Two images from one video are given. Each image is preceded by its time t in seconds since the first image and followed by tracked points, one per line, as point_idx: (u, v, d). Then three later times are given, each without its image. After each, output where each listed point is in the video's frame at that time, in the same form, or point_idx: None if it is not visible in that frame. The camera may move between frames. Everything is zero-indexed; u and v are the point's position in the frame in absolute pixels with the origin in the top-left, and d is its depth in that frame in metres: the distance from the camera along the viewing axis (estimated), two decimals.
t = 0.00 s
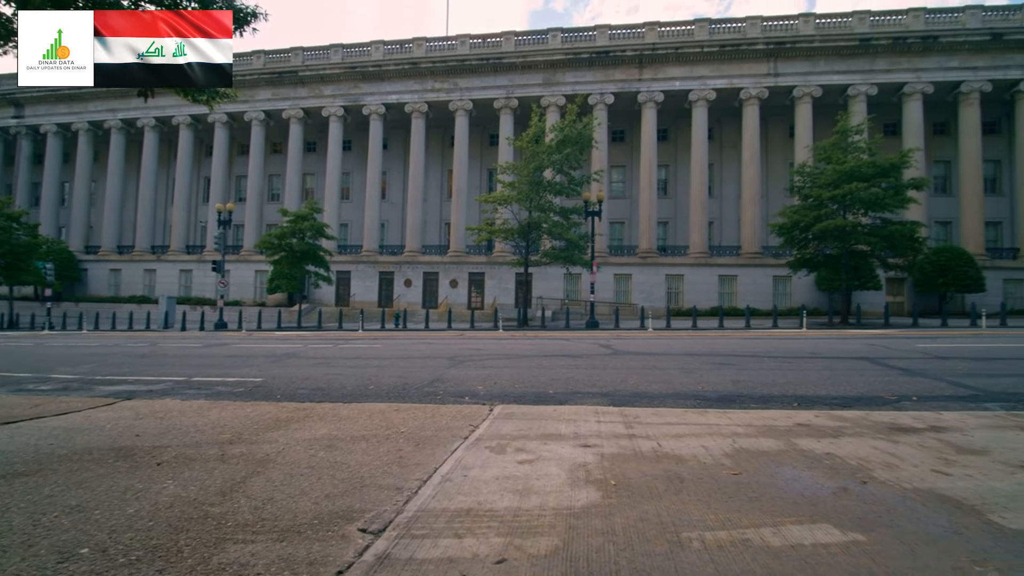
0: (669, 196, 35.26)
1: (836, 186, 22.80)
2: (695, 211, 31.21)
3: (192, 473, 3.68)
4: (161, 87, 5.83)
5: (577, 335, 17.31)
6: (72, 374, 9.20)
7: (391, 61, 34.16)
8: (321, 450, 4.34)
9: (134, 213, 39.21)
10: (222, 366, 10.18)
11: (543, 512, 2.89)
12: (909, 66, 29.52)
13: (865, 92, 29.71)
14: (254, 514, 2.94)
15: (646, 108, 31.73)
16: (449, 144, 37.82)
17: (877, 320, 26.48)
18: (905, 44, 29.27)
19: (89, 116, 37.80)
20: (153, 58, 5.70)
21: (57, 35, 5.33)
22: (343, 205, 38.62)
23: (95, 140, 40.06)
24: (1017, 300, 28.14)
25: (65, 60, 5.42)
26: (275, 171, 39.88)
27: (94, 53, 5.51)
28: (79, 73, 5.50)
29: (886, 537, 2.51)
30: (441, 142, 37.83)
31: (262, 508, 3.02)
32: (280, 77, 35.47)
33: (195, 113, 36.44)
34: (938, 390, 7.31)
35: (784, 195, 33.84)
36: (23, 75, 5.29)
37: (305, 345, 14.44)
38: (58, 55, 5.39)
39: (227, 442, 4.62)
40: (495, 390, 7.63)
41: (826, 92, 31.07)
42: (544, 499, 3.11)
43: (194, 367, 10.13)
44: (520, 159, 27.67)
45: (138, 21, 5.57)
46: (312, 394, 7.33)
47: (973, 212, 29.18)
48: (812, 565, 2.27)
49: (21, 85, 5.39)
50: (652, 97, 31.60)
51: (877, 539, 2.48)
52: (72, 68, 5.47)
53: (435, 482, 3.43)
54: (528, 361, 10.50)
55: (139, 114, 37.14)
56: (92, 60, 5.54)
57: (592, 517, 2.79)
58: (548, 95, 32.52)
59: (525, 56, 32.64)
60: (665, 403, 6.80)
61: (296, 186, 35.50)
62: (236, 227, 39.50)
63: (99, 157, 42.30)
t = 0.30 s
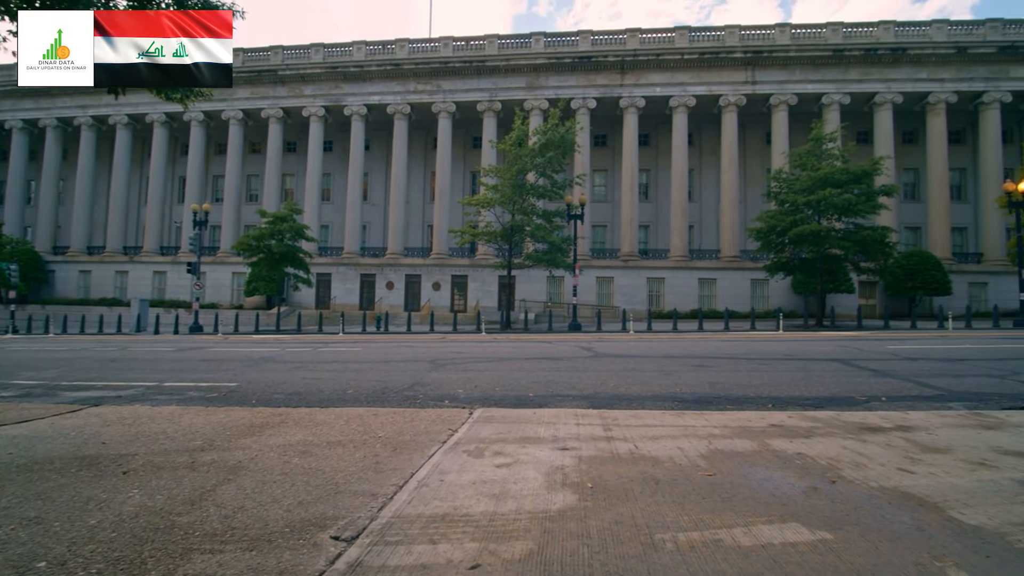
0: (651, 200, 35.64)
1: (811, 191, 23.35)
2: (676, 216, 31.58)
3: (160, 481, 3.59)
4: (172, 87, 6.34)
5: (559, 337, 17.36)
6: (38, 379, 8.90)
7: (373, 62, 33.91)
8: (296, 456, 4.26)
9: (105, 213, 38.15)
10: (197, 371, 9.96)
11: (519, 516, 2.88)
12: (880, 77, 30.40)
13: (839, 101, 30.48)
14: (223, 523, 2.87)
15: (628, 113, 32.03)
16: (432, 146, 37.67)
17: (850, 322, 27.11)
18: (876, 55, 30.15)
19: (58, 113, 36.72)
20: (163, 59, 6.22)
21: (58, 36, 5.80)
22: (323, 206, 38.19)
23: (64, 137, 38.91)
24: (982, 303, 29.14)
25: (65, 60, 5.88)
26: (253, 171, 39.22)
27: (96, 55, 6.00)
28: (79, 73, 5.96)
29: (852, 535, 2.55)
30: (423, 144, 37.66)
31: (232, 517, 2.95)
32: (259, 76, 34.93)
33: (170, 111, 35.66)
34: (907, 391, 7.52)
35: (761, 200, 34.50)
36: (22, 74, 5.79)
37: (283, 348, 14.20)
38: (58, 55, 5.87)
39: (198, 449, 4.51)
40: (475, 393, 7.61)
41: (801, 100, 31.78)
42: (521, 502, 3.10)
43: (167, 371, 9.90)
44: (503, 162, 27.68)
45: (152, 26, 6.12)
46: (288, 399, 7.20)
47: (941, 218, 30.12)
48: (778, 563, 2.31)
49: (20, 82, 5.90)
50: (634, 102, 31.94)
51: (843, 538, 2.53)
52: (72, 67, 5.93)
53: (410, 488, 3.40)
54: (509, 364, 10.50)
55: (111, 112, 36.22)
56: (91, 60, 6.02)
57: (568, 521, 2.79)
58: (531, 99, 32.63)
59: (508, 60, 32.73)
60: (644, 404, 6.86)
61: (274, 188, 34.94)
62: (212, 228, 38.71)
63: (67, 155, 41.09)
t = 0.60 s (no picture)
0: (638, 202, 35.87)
1: (794, 194, 23.70)
2: (663, 218, 31.79)
3: (138, 488, 3.52)
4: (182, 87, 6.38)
5: (546, 339, 17.37)
6: (14, 384, 8.67)
7: (360, 63, 33.72)
8: (278, 461, 4.20)
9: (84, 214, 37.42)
10: (179, 375, 9.79)
11: (503, 519, 2.87)
12: (861, 82, 30.97)
13: (821, 105, 30.96)
14: (201, 530, 2.81)
15: (615, 115, 32.22)
16: (420, 148, 37.55)
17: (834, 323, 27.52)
18: (857, 61, 30.71)
19: (35, 111, 35.97)
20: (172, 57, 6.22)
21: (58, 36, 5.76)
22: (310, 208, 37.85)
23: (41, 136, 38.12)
24: (959, 304, 29.81)
25: (65, 60, 5.84)
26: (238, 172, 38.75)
27: (97, 56, 5.99)
28: (79, 73, 5.91)
29: (831, 533, 2.58)
30: (411, 146, 37.51)
31: (211, 524, 2.90)
32: (244, 76, 34.54)
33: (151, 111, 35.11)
34: (887, 390, 7.64)
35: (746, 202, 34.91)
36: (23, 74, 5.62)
37: (267, 351, 14.00)
38: (58, 55, 5.82)
39: (178, 455, 4.43)
40: (463, 395, 7.58)
41: (785, 104, 32.22)
42: (505, 505, 3.09)
43: (148, 376, 9.72)
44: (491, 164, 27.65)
45: (157, 25, 6.11)
46: (272, 403, 7.11)
47: (919, 221, 30.74)
48: (759, 563, 2.32)
49: (20, 83, 5.74)
50: (621, 105, 32.15)
51: (822, 536, 2.55)
52: (72, 67, 5.89)
53: (394, 492, 3.36)
54: (496, 366, 10.48)
55: (91, 111, 35.56)
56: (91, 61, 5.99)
57: (552, 523, 2.78)
58: (519, 101, 32.68)
59: (496, 62, 32.77)
60: (630, 406, 6.88)
61: (259, 189, 34.53)
62: (195, 230, 38.16)
63: (45, 155, 40.24)
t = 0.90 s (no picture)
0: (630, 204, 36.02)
1: (784, 196, 23.92)
2: (655, 220, 31.91)
3: (122, 494, 3.47)
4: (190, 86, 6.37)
5: (537, 340, 17.39)
6: None
7: (351, 64, 33.61)
8: (266, 466, 4.16)
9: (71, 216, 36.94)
10: (167, 378, 9.68)
11: (492, 522, 2.86)
12: (848, 86, 31.33)
13: (809, 109, 31.27)
14: (186, 537, 2.78)
15: (606, 118, 32.35)
16: (412, 149, 37.47)
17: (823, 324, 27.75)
18: (844, 65, 31.09)
19: (20, 112, 35.48)
20: (177, 59, 6.18)
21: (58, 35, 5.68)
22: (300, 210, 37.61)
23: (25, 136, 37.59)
24: (945, 304, 30.18)
25: (65, 59, 5.79)
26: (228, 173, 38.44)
27: (97, 56, 5.92)
28: (79, 73, 5.86)
29: (817, 533, 2.60)
30: (403, 148, 37.42)
31: (196, 531, 2.86)
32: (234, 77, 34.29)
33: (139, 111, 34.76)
34: (875, 390, 7.71)
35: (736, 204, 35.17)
36: (23, 74, 5.59)
37: (257, 355, 13.87)
38: (58, 55, 5.76)
39: (165, 460, 4.37)
40: (454, 398, 7.55)
41: (774, 107, 32.49)
42: (495, 508, 3.08)
43: (136, 380, 9.59)
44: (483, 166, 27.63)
45: (160, 23, 6.02)
46: (261, 407, 7.03)
47: (906, 222, 31.12)
48: (746, 562, 2.33)
49: (19, 83, 5.73)
50: (613, 108, 32.32)
51: (809, 535, 2.57)
52: (72, 67, 5.83)
53: (384, 496, 3.34)
54: (488, 368, 10.46)
55: (77, 112, 35.15)
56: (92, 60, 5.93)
57: (541, 526, 2.77)
58: (511, 103, 32.76)
59: (488, 64, 32.80)
60: (621, 407, 6.89)
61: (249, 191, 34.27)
62: (185, 232, 37.84)
63: (29, 156, 39.67)
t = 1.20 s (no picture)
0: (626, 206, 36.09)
1: (779, 198, 24.02)
2: (651, 221, 31.96)
3: (116, 498, 3.45)
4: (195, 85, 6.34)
5: (533, 342, 17.38)
6: None
7: (348, 66, 33.59)
8: (261, 469, 4.14)
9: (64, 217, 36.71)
10: (161, 381, 9.61)
11: (488, 525, 2.86)
12: (843, 89, 31.50)
13: (804, 111, 31.41)
14: (181, 540, 2.76)
15: (603, 120, 32.42)
16: (408, 151, 37.46)
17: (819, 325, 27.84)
18: (839, 68, 31.25)
19: (13, 112, 35.24)
20: (179, 59, 6.15)
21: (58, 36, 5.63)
22: (296, 211, 37.55)
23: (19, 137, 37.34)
24: (939, 305, 30.33)
25: (65, 59, 5.74)
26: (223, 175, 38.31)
27: (97, 56, 5.87)
28: (79, 73, 5.83)
29: (812, 534, 2.61)
30: (399, 149, 37.40)
31: (191, 534, 2.84)
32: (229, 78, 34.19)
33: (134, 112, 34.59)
34: (868, 391, 7.75)
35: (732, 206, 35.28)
36: (22, 74, 5.58)
37: (252, 357, 13.80)
38: (58, 55, 5.72)
39: (160, 463, 4.34)
40: (450, 399, 7.54)
41: (769, 110, 32.60)
42: (491, 511, 3.07)
43: (130, 383, 9.50)
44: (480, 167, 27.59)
45: (162, 22, 5.97)
46: (256, 410, 7.00)
47: (900, 224, 31.32)
48: (742, 564, 2.33)
49: (19, 83, 5.73)
50: (609, 110, 32.41)
51: (804, 536, 2.58)
52: (72, 67, 5.79)
53: (379, 499, 3.33)
54: (484, 370, 10.44)
55: (71, 112, 34.95)
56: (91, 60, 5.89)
57: (537, 529, 2.76)
58: (508, 105, 32.82)
59: (484, 66, 32.84)
60: (617, 409, 6.89)
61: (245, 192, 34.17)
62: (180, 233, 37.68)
63: (22, 157, 39.42)
